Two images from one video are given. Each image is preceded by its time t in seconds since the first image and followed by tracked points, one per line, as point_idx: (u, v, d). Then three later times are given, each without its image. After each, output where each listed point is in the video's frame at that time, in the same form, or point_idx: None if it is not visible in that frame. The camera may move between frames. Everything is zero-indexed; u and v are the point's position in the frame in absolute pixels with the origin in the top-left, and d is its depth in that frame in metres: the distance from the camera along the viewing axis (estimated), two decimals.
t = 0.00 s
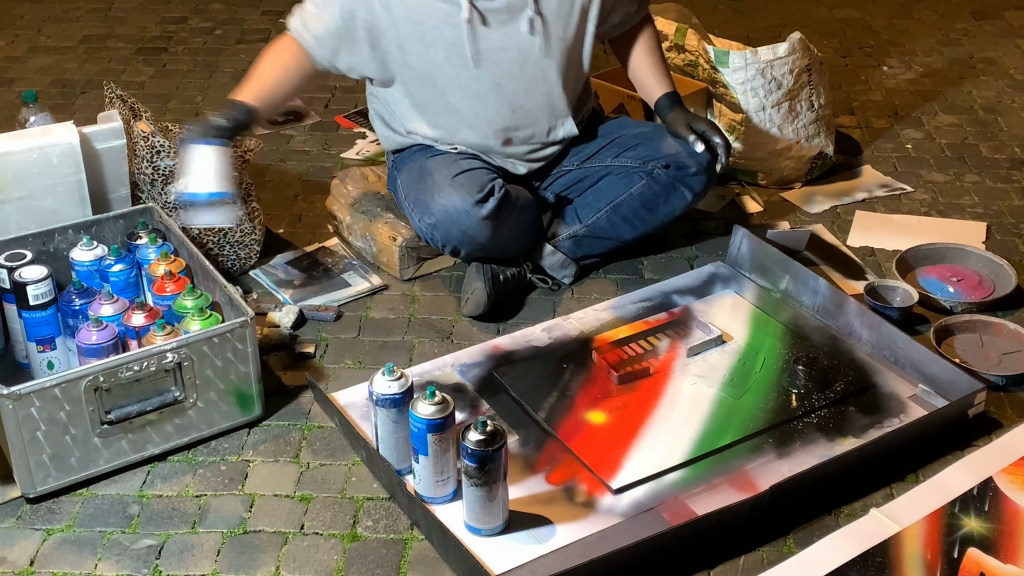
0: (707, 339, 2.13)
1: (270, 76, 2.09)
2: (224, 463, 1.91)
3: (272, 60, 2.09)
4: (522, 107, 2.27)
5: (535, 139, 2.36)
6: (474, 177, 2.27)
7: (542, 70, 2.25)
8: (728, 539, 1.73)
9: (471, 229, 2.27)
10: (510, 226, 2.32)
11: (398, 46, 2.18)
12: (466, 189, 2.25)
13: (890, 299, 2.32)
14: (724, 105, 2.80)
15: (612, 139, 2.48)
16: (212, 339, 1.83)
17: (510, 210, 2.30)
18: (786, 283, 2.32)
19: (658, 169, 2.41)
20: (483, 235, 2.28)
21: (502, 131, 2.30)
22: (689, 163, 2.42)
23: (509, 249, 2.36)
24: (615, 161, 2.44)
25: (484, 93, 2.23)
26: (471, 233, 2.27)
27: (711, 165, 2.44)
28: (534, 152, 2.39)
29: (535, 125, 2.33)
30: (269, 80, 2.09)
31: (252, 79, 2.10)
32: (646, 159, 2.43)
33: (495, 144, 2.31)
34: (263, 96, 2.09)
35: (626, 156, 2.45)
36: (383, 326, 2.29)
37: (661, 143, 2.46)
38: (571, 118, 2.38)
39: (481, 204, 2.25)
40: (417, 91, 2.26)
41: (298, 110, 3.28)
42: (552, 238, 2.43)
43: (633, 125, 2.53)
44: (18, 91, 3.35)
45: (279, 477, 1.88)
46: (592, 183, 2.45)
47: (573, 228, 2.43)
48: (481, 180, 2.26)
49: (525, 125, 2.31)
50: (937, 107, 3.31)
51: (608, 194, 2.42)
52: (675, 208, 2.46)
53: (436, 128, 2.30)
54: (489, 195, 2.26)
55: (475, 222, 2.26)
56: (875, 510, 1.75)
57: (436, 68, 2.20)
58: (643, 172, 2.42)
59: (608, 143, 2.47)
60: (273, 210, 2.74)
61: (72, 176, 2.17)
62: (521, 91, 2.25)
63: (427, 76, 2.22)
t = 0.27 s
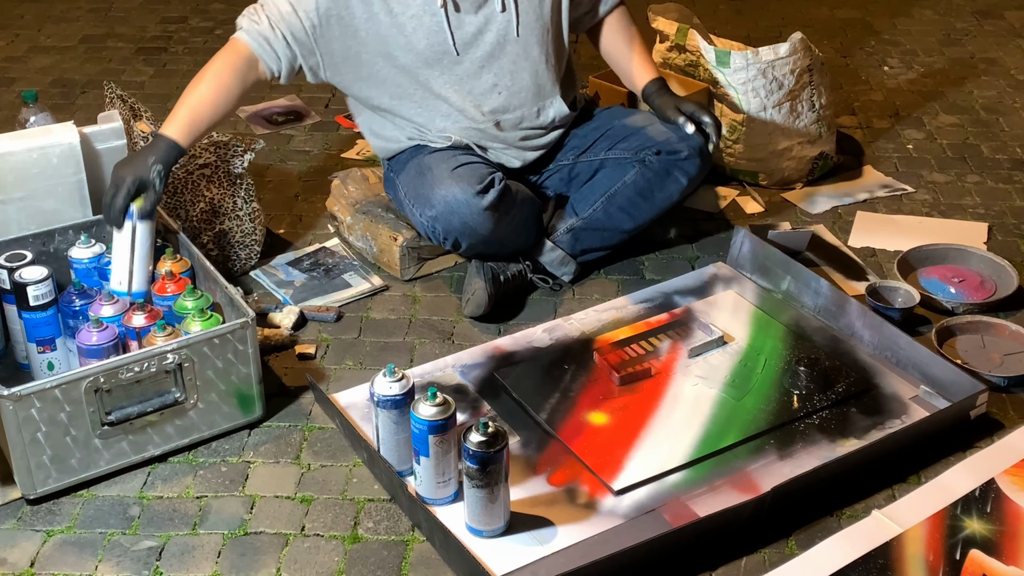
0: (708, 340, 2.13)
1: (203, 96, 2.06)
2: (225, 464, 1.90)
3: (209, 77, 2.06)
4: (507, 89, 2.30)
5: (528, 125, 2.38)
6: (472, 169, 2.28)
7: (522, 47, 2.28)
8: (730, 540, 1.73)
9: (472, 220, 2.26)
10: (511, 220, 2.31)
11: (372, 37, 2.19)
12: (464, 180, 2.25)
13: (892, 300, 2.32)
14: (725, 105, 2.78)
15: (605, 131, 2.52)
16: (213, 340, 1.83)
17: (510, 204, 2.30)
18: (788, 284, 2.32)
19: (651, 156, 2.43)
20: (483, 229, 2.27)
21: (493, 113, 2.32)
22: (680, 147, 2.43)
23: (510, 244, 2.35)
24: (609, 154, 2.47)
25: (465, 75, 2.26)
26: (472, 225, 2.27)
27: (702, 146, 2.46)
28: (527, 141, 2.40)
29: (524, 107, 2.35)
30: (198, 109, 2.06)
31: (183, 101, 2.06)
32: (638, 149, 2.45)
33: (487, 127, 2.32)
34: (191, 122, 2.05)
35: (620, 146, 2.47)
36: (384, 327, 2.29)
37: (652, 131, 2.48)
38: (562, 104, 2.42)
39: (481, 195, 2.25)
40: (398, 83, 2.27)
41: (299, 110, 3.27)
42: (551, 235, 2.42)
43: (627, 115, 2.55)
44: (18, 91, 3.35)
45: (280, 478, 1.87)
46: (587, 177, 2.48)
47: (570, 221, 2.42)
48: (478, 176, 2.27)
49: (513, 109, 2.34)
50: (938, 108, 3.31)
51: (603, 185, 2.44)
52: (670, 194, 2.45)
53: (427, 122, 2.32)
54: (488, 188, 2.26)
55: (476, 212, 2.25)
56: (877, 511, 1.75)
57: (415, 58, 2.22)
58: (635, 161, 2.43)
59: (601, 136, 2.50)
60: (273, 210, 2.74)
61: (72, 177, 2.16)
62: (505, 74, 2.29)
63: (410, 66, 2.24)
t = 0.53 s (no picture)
0: (707, 341, 2.13)
1: (237, 113, 1.99)
2: (224, 465, 1.90)
3: (237, 96, 2.00)
4: (500, 109, 2.33)
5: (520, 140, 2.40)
6: (469, 175, 2.28)
7: (518, 72, 2.31)
8: (729, 541, 1.73)
9: (467, 229, 2.27)
10: (507, 226, 2.31)
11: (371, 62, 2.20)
12: (461, 187, 2.25)
13: (891, 301, 2.32)
14: (724, 106, 2.79)
15: (601, 136, 2.53)
16: (212, 340, 1.83)
17: (507, 208, 2.30)
18: (786, 284, 2.32)
19: (649, 157, 2.45)
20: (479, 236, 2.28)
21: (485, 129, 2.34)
22: (679, 149, 2.46)
23: (506, 248, 2.36)
24: (607, 155, 2.49)
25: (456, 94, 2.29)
26: (467, 232, 2.27)
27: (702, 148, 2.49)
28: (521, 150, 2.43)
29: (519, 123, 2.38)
30: (246, 123, 1.98)
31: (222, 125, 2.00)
32: (637, 151, 2.46)
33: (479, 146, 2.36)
34: (246, 135, 1.97)
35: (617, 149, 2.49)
36: (383, 327, 2.29)
37: (652, 132, 2.50)
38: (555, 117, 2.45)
39: (476, 203, 2.25)
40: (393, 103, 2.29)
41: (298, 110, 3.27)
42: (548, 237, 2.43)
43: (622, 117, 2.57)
44: (17, 91, 3.35)
45: (278, 479, 1.87)
46: (585, 178, 2.48)
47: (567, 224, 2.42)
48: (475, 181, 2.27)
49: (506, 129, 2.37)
50: (937, 108, 3.31)
51: (602, 187, 2.44)
52: (669, 196, 2.47)
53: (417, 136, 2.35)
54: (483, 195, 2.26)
55: (471, 221, 2.25)
56: (876, 512, 1.75)
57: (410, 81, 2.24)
58: (634, 163, 2.45)
59: (599, 138, 2.53)
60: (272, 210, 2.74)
61: (71, 177, 2.16)
62: (500, 95, 2.32)
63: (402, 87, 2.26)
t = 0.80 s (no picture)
0: (703, 339, 2.13)
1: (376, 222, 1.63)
2: (220, 463, 1.90)
3: (372, 192, 1.63)
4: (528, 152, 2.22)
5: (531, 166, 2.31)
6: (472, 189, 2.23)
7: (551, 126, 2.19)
8: (725, 539, 1.73)
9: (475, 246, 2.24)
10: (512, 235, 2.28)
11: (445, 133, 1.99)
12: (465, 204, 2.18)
13: (887, 299, 2.32)
14: (721, 105, 2.79)
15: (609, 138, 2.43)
16: (208, 339, 1.83)
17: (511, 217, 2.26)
18: (783, 283, 2.32)
19: (655, 169, 2.37)
20: (486, 251, 2.25)
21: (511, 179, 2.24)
22: (686, 165, 2.39)
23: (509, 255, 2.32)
24: (612, 161, 2.38)
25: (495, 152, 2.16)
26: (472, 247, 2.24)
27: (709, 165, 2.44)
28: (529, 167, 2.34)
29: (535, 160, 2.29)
30: (401, 236, 1.63)
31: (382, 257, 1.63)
32: (643, 160, 2.37)
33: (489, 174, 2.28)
34: (414, 263, 1.62)
35: (621, 155, 2.38)
36: (380, 326, 2.29)
37: (660, 142, 2.40)
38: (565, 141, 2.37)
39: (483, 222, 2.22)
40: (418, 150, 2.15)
41: (295, 109, 3.27)
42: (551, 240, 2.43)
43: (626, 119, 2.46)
44: (15, 89, 3.34)
45: (275, 478, 1.87)
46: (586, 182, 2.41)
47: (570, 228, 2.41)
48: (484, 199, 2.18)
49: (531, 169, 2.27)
50: (934, 107, 3.31)
51: (604, 195, 2.38)
52: (671, 208, 2.43)
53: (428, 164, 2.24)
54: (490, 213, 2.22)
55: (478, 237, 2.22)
56: (872, 511, 1.75)
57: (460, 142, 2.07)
58: (639, 173, 2.37)
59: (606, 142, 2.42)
60: (269, 209, 2.73)
61: (68, 176, 2.16)
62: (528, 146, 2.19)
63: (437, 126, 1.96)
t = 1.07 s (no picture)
0: (698, 339, 2.13)
1: (381, 204, 1.75)
2: (215, 463, 1.90)
3: (379, 170, 1.76)
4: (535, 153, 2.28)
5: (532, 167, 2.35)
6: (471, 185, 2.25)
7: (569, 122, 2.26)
8: (720, 538, 1.73)
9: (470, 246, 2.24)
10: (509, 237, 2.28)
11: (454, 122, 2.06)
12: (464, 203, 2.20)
13: (882, 298, 2.32)
14: (717, 105, 2.79)
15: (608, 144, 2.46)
16: (203, 338, 1.83)
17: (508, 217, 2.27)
18: (778, 282, 2.31)
19: (654, 174, 2.38)
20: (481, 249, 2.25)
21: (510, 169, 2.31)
22: (684, 168, 2.39)
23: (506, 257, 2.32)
24: (610, 163, 2.42)
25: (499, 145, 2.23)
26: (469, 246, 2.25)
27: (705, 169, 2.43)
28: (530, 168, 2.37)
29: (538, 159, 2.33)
30: (406, 221, 1.74)
31: (384, 232, 1.75)
32: (641, 163, 2.39)
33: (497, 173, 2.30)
34: (417, 249, 1.74)
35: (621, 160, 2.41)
36: (375, 325, 2.29)
37: (660, 146, 2.41)
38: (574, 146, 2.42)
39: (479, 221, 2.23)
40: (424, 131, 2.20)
41: (291, 108, 3.27)
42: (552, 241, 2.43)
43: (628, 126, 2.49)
44: (9, 89, 3.34)
45: (269, 477, 1.87)
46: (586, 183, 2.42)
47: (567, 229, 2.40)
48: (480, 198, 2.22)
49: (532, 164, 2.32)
50: (929, 106, 3.32)
51: (602, 196, 2.38)
52: (667, 213, 2.43)
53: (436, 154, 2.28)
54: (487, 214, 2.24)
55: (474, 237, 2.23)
56: (866, 509, 1.75)
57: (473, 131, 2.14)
58: (638, 175, 2.38)
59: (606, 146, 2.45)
60: (265, 208, 2.73)
61: (62, 174, 2.16)
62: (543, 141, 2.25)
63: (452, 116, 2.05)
